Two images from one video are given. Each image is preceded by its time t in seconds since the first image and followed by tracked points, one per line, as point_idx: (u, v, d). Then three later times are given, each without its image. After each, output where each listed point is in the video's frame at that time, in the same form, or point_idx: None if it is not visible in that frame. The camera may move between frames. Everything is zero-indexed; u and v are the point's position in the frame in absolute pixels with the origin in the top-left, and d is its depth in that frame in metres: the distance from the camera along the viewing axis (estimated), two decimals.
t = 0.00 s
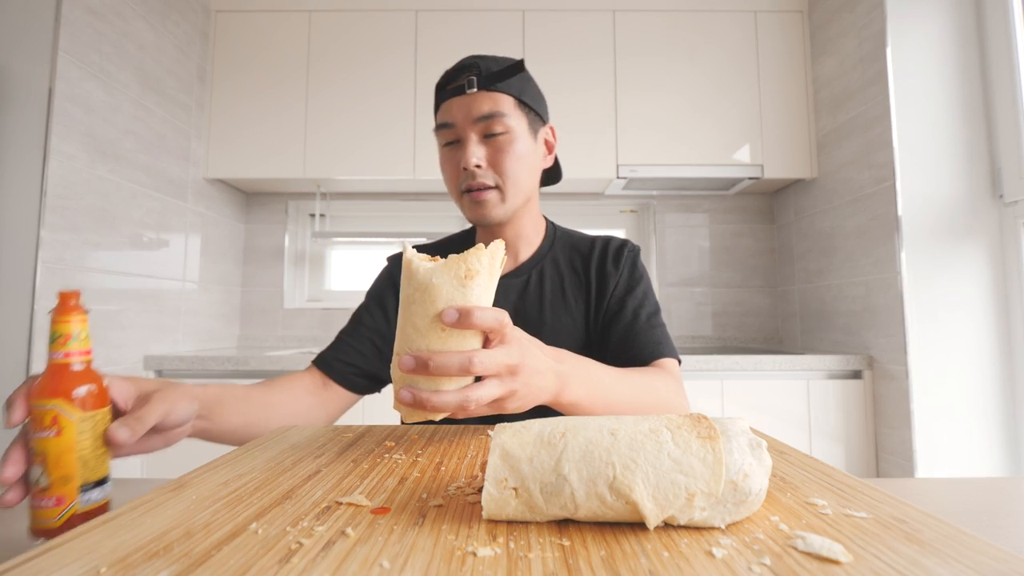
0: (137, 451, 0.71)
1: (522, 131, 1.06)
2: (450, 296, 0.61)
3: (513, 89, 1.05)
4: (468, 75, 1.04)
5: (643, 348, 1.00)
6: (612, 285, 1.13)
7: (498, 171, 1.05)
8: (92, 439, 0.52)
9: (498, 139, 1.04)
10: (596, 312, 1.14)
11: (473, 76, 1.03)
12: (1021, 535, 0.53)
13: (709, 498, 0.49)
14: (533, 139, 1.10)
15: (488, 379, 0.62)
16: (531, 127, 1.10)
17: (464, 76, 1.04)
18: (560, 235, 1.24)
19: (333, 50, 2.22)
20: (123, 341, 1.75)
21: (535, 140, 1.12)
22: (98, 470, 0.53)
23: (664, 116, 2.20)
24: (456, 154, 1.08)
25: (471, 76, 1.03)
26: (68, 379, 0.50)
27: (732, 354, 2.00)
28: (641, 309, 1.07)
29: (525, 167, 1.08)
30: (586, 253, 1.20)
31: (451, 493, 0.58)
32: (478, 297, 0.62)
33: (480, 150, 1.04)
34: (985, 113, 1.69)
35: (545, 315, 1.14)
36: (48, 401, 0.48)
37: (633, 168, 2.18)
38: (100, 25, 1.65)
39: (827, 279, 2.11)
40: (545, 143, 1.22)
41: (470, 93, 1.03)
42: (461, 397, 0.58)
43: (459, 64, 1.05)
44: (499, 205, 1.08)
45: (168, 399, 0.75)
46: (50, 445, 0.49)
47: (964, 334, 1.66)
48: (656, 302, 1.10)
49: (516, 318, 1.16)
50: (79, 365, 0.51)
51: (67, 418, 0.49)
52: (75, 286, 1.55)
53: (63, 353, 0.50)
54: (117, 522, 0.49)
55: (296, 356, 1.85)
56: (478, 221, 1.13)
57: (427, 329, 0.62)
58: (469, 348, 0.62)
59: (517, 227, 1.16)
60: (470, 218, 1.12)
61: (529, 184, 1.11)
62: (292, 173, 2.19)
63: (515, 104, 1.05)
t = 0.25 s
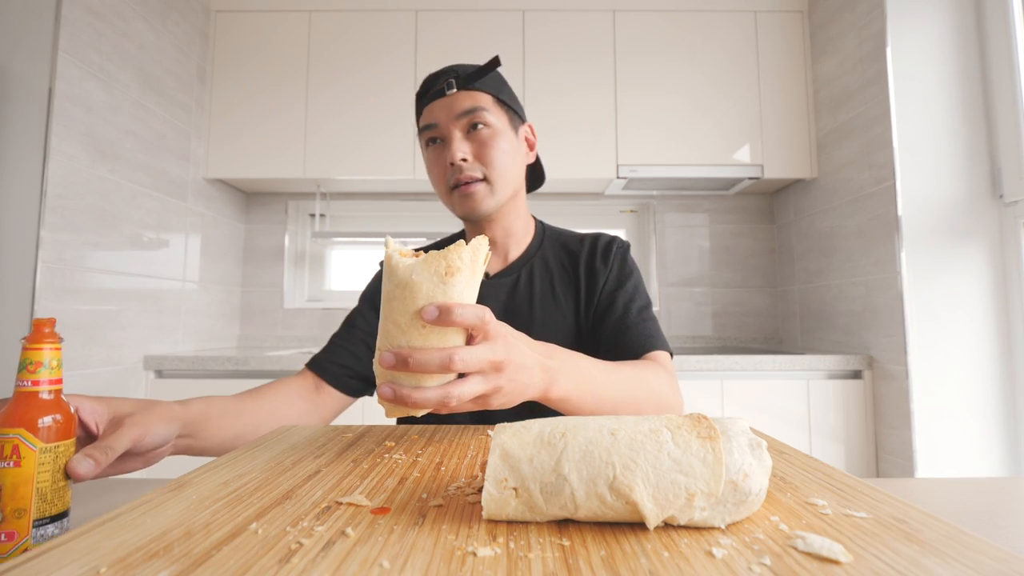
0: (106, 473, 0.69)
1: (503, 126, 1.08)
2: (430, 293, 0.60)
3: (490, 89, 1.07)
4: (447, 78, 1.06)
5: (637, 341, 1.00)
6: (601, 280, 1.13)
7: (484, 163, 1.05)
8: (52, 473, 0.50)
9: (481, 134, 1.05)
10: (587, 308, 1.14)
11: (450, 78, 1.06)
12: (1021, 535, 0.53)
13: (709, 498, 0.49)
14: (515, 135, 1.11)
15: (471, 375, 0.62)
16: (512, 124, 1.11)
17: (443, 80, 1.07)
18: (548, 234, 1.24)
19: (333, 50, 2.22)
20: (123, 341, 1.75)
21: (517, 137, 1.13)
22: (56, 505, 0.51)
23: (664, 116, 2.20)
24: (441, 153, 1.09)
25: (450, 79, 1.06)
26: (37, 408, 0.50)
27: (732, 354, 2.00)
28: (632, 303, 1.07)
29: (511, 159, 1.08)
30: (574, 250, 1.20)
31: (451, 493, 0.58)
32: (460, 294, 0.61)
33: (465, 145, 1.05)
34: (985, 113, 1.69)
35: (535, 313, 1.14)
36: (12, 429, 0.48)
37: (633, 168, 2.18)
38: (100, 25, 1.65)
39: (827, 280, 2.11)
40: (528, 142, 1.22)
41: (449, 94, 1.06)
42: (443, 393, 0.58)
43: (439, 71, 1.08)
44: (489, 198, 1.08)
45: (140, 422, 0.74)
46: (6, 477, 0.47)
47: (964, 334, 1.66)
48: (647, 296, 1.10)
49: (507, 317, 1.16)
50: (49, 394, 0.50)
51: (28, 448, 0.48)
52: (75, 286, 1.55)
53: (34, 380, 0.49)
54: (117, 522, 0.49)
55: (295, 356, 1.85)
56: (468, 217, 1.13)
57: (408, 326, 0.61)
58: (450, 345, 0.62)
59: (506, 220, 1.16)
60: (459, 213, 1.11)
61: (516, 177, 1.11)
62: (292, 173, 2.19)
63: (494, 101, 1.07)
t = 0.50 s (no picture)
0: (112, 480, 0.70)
1: (507, 131, 1.08)
2: (430, 297, 0.60)
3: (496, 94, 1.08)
4: (456, 80, 1.08)
5: (634, 338, 1.00)
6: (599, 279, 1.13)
7: (482, 166, 1.05)
8: (56, 481, 0.50)
9: (483, 137, 1.05)
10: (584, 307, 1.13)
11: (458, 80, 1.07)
12: (1021, 535, 0.53)
13: (709, 498, 0.49)
14: (519, 140, 1.11)
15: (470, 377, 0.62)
16: (517, 128, 1.11)
17: (452, 81, 1.09)
18: (546, 234, 1.24)
19: (333, 50, 2.22)
20: (123, 341, 1.75)
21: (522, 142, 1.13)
22: (61, 512, 0.51)
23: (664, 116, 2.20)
24: (443, 154, 1.10)
25: (458, 80, 1.07)
26: (38, 416, 0.50)
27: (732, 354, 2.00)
28: (629, 302, 1.07)
29: (510, 164, 1.08)
30: (572, 251, 1.20)
31: (451, 493, 0.58)
32: (460, 297, 0.61)
33: (466, 146, 1.05)
34: (985, 113, 1.69)
35: (533, 312, 1.14)
36: (13, 438, 0.48)
37: (633, 168, 2.18)
38: (100, 25, 1.65)
39: (827, 279, 2.11)
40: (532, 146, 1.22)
41: (456, 96, 1.07)
42: (441, 395, 0.58)
43: (450, 72, 1.10)
44: (484, 201, 1.08)
45: (143, 429, 0.73)
46: (10, 485, 0.48)
47: (964, 334, 1.66)
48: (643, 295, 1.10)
49: (504, 316, 1.16)
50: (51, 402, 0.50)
51: (32, 457, 0.48)
52: (75, 286, 1.55)
53: (34, 388, 0.49)
54: (117, 522, 0.49)
55: (295, 356, 1.85)
56: (465, 218, 1.13)
57: (408, 328, 0.61)
58: (450, 348, 0.62)
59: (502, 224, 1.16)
60: (456, 214, 1.11)
61: (515, 182, 1.11)
62: (292, 173, 2.20)
63: (500, 105, 1.08)
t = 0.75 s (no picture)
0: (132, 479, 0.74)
1: (546, 139, 1.09)
2: (438, 293, 0.60)
3: (541, 98, 1.08)
4: (506, 74, 1.06)
5: (640, 341, 1.00)
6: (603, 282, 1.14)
7: (521, 168, 1.05)
8: (58, 480, 0.50)
9: (525, 139, 1.06)
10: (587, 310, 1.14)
11: (514, 76, 1.06)
12: (1021, 535, 0.53)
13: (709, 499, 0.49)
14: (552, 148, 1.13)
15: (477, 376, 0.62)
16: (552, 138, 1.13)
17: (501, 74, 1.07)
18: (553, 235, 1.24)
19: (333, 50, 2.22)
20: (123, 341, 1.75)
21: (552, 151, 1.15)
22: (63, 512, 0.51)
23: (664, 116, 2.20)
24: (480, 145, 1.07)
25: (510, 75, 1.06)
26: (40, 416, 0.49)
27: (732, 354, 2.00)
28: (633, 306, 1.08)
29: (545, 172, 1.10)
30: (577, 253, 1.20)
31: (451, 492, 0.58)
32: (468, 294, 0.61)
33: (508, 145, 1.05)
34: (985, 113, 1.69)
35: (537, 313, 1.14)
36: (14, 437, 0.48)
37: (633, 168, 2.18)
38: (100, 26, 1.65)
39: (827, 279, 2.11)
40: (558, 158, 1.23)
41: (506, 90, 1.05)
42: (447, 393, 0.58)
43: (497, 63, 1.07)
44: (516, 202, 1.08)
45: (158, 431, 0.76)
46: (12, 485, 0.48)
47: (964, 334, 1.66)
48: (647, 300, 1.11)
49: (508, 316, 1.16)
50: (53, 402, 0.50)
51: (33, 457, 0.48)
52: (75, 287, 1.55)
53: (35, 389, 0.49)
54: (116, 522, 0.49)
55: (295, 356, 1.85)
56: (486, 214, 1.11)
57: (415, 325, 0.61)
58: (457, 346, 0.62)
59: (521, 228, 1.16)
60: (481, 208, 1.10)
61: (542, 188, 1.12)
62: (292, 173, 2.20)
63: (543, 112, 1.09)
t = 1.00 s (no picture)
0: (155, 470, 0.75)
1: (560, 142, 1.07)
2: (431, 294, 0.60)
3: (558, 101, 1.06)
4: (521, 75, 1.04)
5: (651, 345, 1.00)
6: (615, 286, 1.14)
7: (530, 172, 1.04)
8: (58, 480, 0.50)
9: (537, 143, 1.04)
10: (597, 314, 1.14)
11: (528, 77, 1.03)
12: (1021, 535, 0.53)
13: (709, 499, 0.49)
14: (567, 149, 1.10)
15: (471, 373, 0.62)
16: (568, 140, 1.11)
17: (516, 74, 1.04)
18: (566, 237, 1.24)
19: (333, 50, 2.22)
20: (123, 341, 1.75)
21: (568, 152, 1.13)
22: (63, 512, 0.51)
23: (664, 116, 2.20)
24: (491, 148, 1.06)
25: (525, 76, 1.03)
26: (39, 417, 0.49)
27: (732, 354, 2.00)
28: (645, 309, 1.08)
29: (556, 177, 1.08)
30: (589, 256, 1.20)
31: (451, 492, 0.58)
32: (461, 294, 0.61)
33: (518, 149, 1.03)
34: (985, 113, 1.69)
35: (548, 315, 1.14)
36: (15, 437, 0.48)
37: (633, 168, 2.18)
38: (100, 26, 1.65)
39: (827, 279, 2.11)
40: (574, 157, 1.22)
41: (520, 92, 1.03)
42: (442, 390, 0.58)
43: (513, 62, 1.05)
44: (523, 207, 1.07)
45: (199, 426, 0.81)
46: (13, 485, 0.48)
47: (964, 334, 1.66)
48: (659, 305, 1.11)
49: (518, 318, 1.16)
50: (52, 403, 0.50)
51: (33, 457, 0.48)
52: (75, 287, 1.55)
53: (34, 390, 0.49)
54: (116, 522, 0.49)
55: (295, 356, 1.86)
56: (495, 218, 1.11)
57: (409, 325, 0.61)
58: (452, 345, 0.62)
59: (532, 231, 1.15)
60: (489, 211, 1.09)
61: (554, 192, 1.11)
62: (292, 173, 2.20)
63: (558, 113, 1.06)
